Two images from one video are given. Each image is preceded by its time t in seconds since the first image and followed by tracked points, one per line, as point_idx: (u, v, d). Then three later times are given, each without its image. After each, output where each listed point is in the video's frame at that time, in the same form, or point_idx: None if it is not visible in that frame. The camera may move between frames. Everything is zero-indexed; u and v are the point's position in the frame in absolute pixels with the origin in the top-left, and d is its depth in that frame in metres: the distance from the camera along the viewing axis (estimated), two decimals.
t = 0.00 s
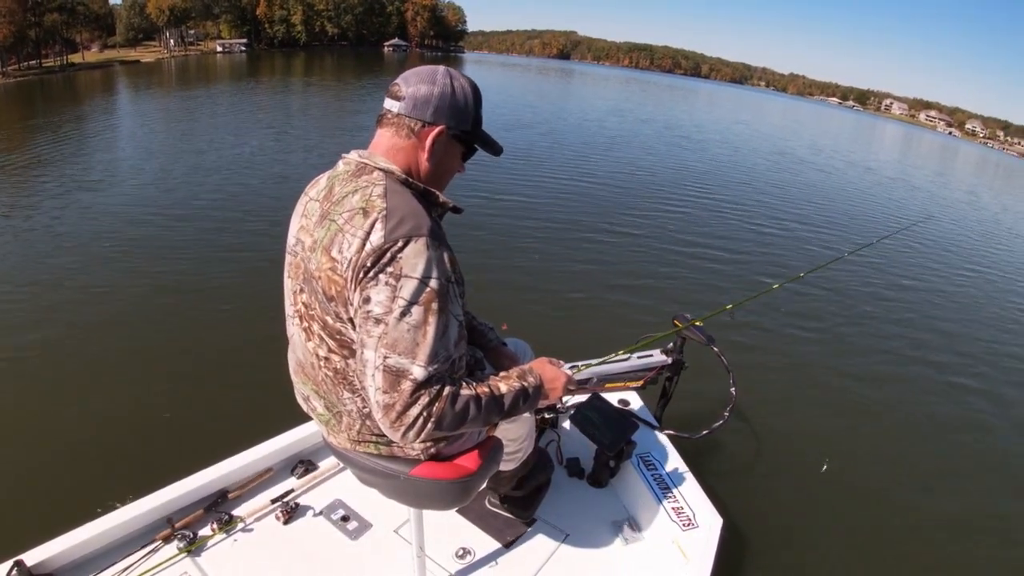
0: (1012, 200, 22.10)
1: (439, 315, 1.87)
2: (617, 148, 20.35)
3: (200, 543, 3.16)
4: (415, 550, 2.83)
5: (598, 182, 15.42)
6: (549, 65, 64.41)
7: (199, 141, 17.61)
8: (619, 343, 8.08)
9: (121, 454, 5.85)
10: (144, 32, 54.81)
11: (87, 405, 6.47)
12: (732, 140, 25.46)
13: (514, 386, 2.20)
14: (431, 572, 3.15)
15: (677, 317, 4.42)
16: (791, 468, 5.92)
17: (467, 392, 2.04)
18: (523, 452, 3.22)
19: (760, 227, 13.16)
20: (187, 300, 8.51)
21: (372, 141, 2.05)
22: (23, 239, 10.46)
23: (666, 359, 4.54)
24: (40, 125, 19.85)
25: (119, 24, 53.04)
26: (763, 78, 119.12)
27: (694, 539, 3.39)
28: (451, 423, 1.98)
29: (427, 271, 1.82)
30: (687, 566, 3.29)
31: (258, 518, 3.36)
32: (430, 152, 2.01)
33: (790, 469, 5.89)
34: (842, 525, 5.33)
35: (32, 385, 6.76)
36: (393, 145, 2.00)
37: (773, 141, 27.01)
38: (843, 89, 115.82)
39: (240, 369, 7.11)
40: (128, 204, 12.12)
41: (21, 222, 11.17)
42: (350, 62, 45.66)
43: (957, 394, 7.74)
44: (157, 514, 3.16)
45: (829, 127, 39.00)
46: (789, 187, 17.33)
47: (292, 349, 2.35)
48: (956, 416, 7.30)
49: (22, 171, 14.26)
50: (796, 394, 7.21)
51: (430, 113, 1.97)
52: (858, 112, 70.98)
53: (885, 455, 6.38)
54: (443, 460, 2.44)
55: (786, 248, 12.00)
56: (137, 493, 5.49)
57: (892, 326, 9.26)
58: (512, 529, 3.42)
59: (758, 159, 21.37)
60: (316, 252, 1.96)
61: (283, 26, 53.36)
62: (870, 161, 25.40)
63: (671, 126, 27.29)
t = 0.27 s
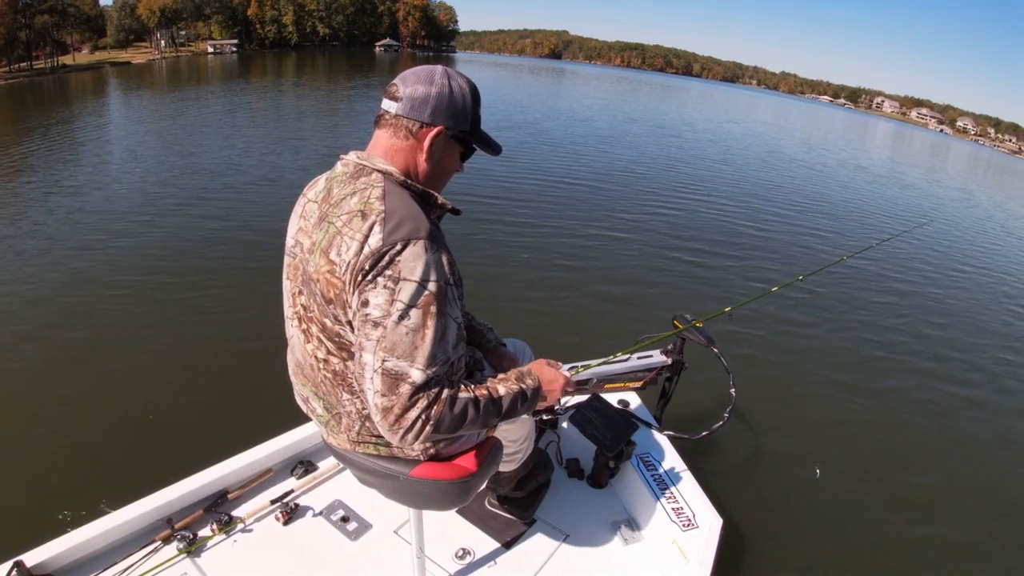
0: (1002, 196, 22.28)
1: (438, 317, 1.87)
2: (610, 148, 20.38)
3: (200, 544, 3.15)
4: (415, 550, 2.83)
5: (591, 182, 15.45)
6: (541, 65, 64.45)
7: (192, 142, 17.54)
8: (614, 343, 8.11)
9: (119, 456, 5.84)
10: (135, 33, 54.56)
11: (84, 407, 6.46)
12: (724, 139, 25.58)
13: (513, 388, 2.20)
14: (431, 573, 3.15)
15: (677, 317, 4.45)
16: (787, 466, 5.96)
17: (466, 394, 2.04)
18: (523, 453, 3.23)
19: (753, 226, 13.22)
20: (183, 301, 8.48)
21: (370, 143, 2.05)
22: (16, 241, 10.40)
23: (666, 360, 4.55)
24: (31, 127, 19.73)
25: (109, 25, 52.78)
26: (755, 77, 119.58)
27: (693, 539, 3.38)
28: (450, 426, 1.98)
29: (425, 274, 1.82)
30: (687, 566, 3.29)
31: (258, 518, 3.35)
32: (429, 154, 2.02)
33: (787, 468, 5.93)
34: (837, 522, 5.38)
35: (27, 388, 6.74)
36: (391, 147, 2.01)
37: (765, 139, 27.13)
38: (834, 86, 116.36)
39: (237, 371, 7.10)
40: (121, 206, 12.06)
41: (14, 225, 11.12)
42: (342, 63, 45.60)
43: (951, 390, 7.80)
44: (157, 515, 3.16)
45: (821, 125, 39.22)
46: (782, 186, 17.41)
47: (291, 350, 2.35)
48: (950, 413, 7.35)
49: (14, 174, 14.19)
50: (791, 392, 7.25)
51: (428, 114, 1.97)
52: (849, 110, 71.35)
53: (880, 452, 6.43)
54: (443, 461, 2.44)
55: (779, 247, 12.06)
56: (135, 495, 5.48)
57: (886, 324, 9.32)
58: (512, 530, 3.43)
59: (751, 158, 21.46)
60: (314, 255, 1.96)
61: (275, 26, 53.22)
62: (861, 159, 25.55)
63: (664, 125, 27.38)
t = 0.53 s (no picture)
0: (993, 193, 22.44)
1: (437, 320, 1.87)
2: (604, 147, 20.41)
3: (199, 544, 3.15)
4: (416, 550, 2.83)
5: (585, 182, 15.48)
6: (534, 64, 64.46)
7: (185, 143, 17.47)
8: (610, 343, 8.13)
9: (116, 458, 5.82)
10: (126, 33, 54.28)
11: (81, 407, 6.44)
12: (717, 137, 25.67)
13: (512, 390, 2.20)
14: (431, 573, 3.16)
15: (678, 317, 4.46)
16: (783, 464, 5.99)
17: (466, 396, 2.04)
18: (523, 453, 3.24)
19: (747, 226, 13.27)
20: (177, 302, 8.45)
21: (368, 144, 2.06)
22: (9, 243, 10.34)
23: (666, 360, 4.55)
24: (22, 128, 19.60)
25: (99, 25, 52.49)
26: (747, 75, 119.96)
27: (693, 539, 3.37)
28: (450, 428, 1.98)
29: (425, 276, 1.82)
30: (687, 566, 3.28)
31: (258, 519, 3.35)
32: (427, 154, 2.02)
33: (782, 466, 5.96)
34: (833, 521, 5.41)
35: (22, 389, 6.70)
36: (389, 148, 2.01)
37: (758, 138, 27.24)
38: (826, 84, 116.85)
39: (233, 372, 7.08)
40: (114, 207, 12.00)
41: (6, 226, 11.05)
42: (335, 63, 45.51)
43: (944, 388, 7.86)
44: (156, 515, 3.15)
45: (813, 123, 39.41)
46: (775, 185, 17.49)
47: (291, 352, 2.35)
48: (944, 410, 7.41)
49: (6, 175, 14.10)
50: (786, 391, 7.29)
51: (425, 114, 1.96)
52: (840, 108, 71.67)
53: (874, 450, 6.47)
54: (443, 461, 2.44)
55: (773, 246, 12.12)
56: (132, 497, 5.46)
57: (879, 322, 9.38)
58: (512, 530, 3.44)
59: (744, 157, 21.54)
60: (313, 256, 1.96)
61: (266, 26, 53.03)
62: (854, 157, 25.68)
63: (657, 124, 27.46)
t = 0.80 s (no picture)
0: (985, 191, 22.58)
1: (438, 321, 1.87)
2: (598, 147, 20.44)
3: (199, 544, 3.14)
4: (416, 551, 2.83)
5: (580, 182, 15.50)
6: (528, 64, 64.44)
7: (178, 143, 17.39)
8: (606, 343, 8.15)
9: (112, 459, 5.79)
10: (117, 34, 53.92)
11: (78, 409, 6.42)
12: (710, 137, 25.75)
13: (512, 390, 2.20)
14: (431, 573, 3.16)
15: (677, 317, 4.49)
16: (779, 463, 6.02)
17: (465, 397, 2.04)
18: (522, 453, 3.25)
19: (741, 225, 13.32)
20: (172, 303, 8.41)
21: (365, 145, 2.06)
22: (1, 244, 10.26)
23: (666, 360, 4.57)
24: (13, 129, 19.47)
25: (90, 25, 52.19)
26: (740, 74, 120.31)
27: (693, 539, 3.38)
28: (451, 429, 1.98)
29: (425, 277, 1.82)
30: (688, 566, 3.29)
31: (258, 519, 3.34)
32: (425, 154, 2.02)
33: (779, 464, 5.99)
34: (829, 519, 5.44)
35: (17, 391, 6.66)
36: (386, 149, 2.01)
37: (752, 137, 27.33)
38: (819, 83, 117.31)
39: (230, 372, 7.05)
40: (108, 208, 11.94)
41: None
42: (327, 63, 45.37)
43: (939, 387, 7.91)
44: (155, 516, 3.14)
45: (805, 121, 39.58)
46: (769, 184, 17.57)
47: (291, 353, 2.34)
48: (937, 408, 7.46)
49: None
50: (782, 389, 7.32)
51: (422, 114, 1.96)
52: (833, 106, 71.96)
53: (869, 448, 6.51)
54: (443, 461, 2.44)
55: (767, 246, 12.17)
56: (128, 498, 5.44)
57: (873, 321, 9.43)
58: (511, 529, 3.44)
59: (738, 157, 21.60)
60: (313, 257, 1.95)
61: (258, 26, 52.75)
62: (846, 156, 25.81)
63: (651, 124, 27.52)
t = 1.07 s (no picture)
0: (976, 189, 22.73)
1: (438, 322, 1.87)
2: (593, 146, 20.47)
3: (199, 544, 3.14)
4: (415, 550, 2.83)
5: (575, 181, 15.53)
6: (521, 62, 64.51)
7: (171, 144, 17.33)
8: (602, 342, 8.16)
9: (109, 459, 5.78)
10: (109, 34, 53.65)
11: (74, 410, 6.40)
12: (704, 136, 25.83)
13: (511, 391, 2.20)
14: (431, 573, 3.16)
15: (676, 317, 4.51)
16: (776, 461, 6.06)
17: (465, 398, 2.04)
18: (522, 453, 3.26)
19: (735, 224, 13.38)
20: (167, 304, 8.38)
21: (367, 144, 2.05)
22: None
23: (666, 359, 4.61)
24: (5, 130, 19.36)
25: (82, 26, 51.91)
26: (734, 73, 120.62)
27: (693, 539, 3.37)
28: (450, 430, 1.98)
29: (425, 278, 1.82)
30: (687, 566, 3.28)
31: (257, 518, 3.34)
32: (427, 155, 2.02)
33: (775, 462, 6.02)
34: (825, 517, 5.47)
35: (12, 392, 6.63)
36: (388, 148, 2.01)
37: (745, 136, 27.42)
38: (812, 81, 117.74)
39: (227, 372, 7.02)
40: (101, 209, 11.88)
41: None
42: (320, 63, 45.28)
43: (933, 385, 7.97)
44: (155, 516, 3.14)
45: (798, 120, 39.74)
46: (763, 183, 17.64)
47: (290, 353, 2.34)
48: (931, 406, 7.52)
49: None
50: (777, 387, 7.36)
51: (426, 114, 1.96)
52: (826, 105, 72.25)
53: (863, 446, 6.56)
54: (443, 461, 2.44)
55: (761, 245, 12.22)
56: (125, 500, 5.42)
57: (867, 319, 9.49)
58: (511, 529, 3.45)
59: (731, 156, 21.68)
60: (313, 258, 1.95)
61: (250, 26, 52.56)
62: (840, 154, 25.92)
63: (645, 123, 27.57)
